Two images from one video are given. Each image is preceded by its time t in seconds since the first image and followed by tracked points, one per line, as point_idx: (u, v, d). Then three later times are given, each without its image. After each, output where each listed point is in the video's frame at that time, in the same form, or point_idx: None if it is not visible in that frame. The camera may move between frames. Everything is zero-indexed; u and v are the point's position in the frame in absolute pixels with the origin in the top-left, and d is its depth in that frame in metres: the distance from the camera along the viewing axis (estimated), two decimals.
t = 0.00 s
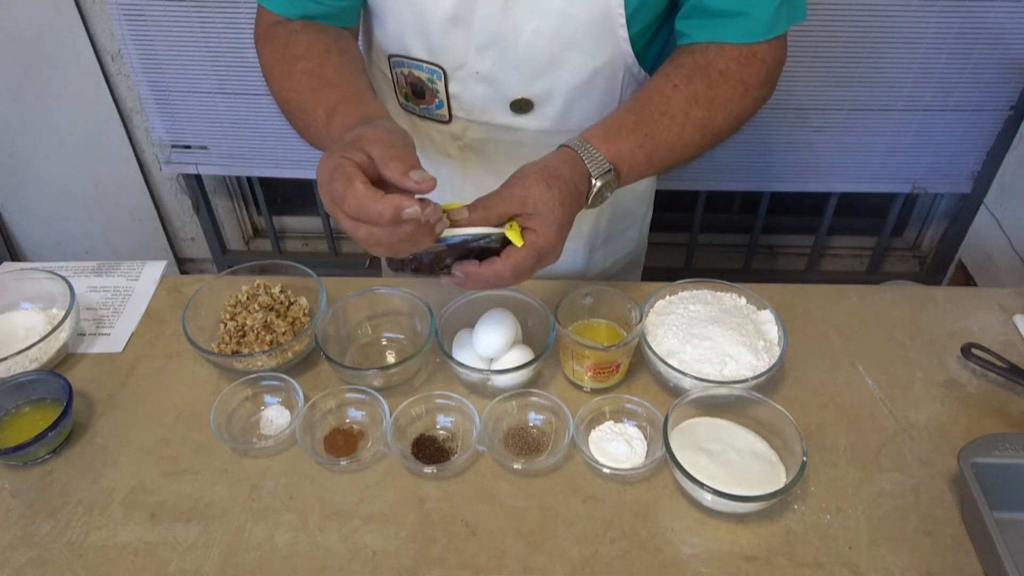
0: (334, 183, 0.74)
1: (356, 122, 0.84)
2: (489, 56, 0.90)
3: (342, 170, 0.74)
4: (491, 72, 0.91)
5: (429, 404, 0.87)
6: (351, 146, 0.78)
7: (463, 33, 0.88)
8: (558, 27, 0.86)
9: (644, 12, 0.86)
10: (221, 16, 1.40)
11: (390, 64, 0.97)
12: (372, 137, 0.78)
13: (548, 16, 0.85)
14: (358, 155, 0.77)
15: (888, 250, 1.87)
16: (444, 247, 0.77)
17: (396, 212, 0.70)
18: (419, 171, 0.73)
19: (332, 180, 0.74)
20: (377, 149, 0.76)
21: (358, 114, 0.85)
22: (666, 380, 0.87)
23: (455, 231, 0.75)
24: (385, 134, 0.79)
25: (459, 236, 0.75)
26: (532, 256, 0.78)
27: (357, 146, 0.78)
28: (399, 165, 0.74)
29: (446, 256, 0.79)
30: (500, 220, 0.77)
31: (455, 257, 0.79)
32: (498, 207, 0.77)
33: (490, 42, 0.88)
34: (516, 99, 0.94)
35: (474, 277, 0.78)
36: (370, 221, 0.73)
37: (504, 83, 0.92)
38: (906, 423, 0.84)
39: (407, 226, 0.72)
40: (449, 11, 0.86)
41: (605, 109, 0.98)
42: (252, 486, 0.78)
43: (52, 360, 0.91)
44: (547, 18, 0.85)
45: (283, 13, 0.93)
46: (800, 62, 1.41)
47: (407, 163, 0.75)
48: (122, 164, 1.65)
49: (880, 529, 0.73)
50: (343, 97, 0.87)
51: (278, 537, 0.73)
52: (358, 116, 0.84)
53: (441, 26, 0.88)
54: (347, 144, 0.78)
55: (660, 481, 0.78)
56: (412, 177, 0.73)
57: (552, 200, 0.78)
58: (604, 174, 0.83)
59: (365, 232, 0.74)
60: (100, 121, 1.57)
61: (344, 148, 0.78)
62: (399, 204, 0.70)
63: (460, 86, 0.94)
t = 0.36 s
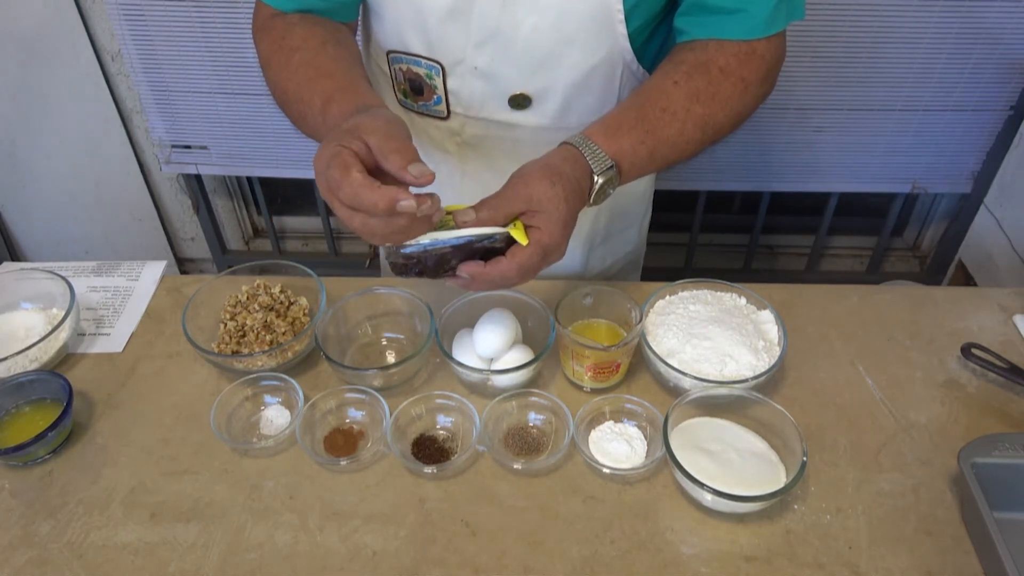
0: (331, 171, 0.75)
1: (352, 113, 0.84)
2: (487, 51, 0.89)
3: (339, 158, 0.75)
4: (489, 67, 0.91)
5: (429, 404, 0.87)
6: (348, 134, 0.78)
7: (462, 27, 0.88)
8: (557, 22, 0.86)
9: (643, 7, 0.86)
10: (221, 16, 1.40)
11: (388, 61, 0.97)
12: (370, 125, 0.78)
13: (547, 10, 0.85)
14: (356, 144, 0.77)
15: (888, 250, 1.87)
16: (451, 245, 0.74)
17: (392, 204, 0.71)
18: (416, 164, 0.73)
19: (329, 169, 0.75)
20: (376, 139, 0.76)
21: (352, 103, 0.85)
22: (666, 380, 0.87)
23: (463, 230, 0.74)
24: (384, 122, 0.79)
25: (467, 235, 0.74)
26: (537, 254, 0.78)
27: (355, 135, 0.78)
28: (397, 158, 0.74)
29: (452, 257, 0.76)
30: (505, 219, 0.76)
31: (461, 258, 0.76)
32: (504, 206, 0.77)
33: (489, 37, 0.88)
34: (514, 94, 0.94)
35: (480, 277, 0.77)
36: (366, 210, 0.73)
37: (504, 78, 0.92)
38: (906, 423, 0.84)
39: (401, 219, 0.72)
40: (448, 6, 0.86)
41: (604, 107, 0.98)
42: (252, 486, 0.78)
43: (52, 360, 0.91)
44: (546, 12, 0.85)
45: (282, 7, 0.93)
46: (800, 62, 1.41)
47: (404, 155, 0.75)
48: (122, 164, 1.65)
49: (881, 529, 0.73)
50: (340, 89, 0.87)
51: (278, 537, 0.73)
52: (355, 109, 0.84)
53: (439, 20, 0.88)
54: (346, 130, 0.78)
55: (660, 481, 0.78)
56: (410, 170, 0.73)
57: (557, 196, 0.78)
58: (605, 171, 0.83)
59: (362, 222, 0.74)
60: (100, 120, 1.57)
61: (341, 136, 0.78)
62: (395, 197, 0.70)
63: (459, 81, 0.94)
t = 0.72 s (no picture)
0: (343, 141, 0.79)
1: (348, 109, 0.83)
2: (489, 48, 0.89)
3: (350, 136, 0.79)
4: (491, 65, 0.91)
5: (429, 404, 0.87)
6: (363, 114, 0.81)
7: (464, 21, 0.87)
8: (559, 21, 0.85)
9: (646, 6, 0.87)
10: (221, 16, 1.40)
11: (389, 58, 0.97)
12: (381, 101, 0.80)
13: (550, 8, 0.84)
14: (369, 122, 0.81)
15: (888, 250, 1.87)
16: (489, 257, 0.73)
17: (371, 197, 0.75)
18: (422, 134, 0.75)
19: (339, 140, 0.79)
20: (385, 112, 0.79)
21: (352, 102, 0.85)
22: (666, 380, 0.87)
23: (498, 241, 0.73)
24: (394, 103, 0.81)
25: (505, 245, 0.73)
26: (578, 255, 0.77)
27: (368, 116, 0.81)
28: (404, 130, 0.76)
29: (489, 271, 0.74)
30: (538, 226, 0.76)
31: (497, 269, 0.75)
32: (537, 212, 0.76)
33: (491, 34, 0.88)
34: (516, 94, 0.93)
35: (521, 285, 0.75)
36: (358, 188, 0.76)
37: (505, 76, 0.92)
38: (906, 423, 0.84)
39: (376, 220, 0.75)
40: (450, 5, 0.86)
41: (606, 107, 0.97)
42: (252, 486, 0.78)
43: (52, 359, 0.91)
44: (549, 10, 0.84)
45: None
46: (800, 62, 1.41)
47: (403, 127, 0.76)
48: (122, 164, 1.65)
49: (881, 529, 0.73)
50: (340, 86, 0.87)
51: (278, 537, 0.73)
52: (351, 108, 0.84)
53: (442, 17, 0.88)
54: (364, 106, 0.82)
55: (659, 481, 0.78)
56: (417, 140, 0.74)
57: (588, 198, 0.78)
58: (634, 170, 0.83)
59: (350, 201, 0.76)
60: (101, 120, 1.57)
61: (354, 115, 0.81)
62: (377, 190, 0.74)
63: (460, 78, 0.94)
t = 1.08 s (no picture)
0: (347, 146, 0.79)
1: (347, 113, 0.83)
2: (489, 47, 0.89)
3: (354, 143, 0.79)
4: (490, 64, 0.91)
5: (429, 404, 0.87)
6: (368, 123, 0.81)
7: (463, 22, 0.87)
8: (560, 20, 0.85)
9: (644, 6, 0.87)
10: (221, 16, 1.40)
11: (389, 58, 0.97)
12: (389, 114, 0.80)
13: (550, 7, 0.84)
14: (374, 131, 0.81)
15: (888, 250, 1.87)
16: (490, 258, 0.73)
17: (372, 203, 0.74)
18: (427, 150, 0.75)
19: (342, 146, 0.79)
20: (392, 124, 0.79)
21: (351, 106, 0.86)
22: (665, 380, 0.87)
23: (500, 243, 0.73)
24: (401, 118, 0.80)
25: (506, 247, 0.73)
26: (578, 256, 0.77)
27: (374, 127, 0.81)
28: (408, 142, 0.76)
29: (489, 271, 0.75)
30: (542, 228, 0.76)
31: (498, 270, 0.75)
32: (541, 215, 0.75)
33: (491, 33, 0.88)
34: (515, 92, 0.93)
35: (521, 286, 0.75)
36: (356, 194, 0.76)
37: (505, 75, 0.92)
38: (906, 423, 0.84)
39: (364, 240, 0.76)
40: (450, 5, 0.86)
41: (606, 106, 0.97)
42: (252, 486, 0.78)
43: (53, 359, 0.91)
44: (549, 9, 0.84)
45: None
46: (800, 62, 1.41)
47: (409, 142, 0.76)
48: (122, 164, 1.65)
49: (881, 529, 0.73)
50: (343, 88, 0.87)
51: (278, 537, 0.73)
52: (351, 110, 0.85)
53: (441, 15, 0.88)
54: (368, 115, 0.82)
55: (660, 481, 0.78)
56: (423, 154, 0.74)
57: (588, 200, 0.78)
58: (632, 172, 0.83)
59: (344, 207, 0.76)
60: (100, 120, 1.57)
61: (358, 122, 0.81)
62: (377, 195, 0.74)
63: (459, 78, 0.94)
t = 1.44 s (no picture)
0: (360, 173, 0.76)
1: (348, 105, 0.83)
2: (489, 45, 0.89)
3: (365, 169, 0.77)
4: (491, 62, 0.91)
5: (429, 404, 0.87)
6: (367, 137, 0.80)
7: (464, 21, 0.88)
8: (560, 17, 0.86)
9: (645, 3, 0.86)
10: (221, 16, 1.40)
11: (389, 57, 0.97)
12: (387, 139, 0.81)
13: (550, 5, 0.85)
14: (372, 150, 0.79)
15: (888, 250, 1.87)
16: (507, 270, 0.73)
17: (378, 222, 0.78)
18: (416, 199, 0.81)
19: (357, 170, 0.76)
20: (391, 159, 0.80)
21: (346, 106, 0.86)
22: (667, 380, 0.87)
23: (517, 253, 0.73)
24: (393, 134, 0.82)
25: (523, 257, 0.73)
26: (594, 259, 0.77)
27: (368, 139, 0.80)
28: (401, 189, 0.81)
29: (507, 283, 0.74)
30: (558, 233, 0.76)
31: (516, 280, 0.75)
32: (556, 222, 0.76)
33: (492, 30, 0.88)
34: (515, 90, 0.93)
35: (540, 293, 0.75)
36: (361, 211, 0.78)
37: (506, 73, 0.92)
38: (906, 423, 0.84)
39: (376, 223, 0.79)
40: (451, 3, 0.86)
41: (606, 105, 0.97)
42: (252, 486, 0.78)
43: (53, 359, 0.92)
44: (549, 7, 0.85)
45: None
46: (800, 62, 1.41)
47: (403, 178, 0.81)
48: (122, 164, 1.65)
49: (881, 529, 0.73)
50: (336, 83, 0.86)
51: (278, 537, 0.73)
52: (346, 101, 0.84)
53: (442, 12, 0.88)
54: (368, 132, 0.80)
55: (659, 481, 0.78)
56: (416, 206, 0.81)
57: (600, 204, 0.78)
58: (642, 173, 0.84)
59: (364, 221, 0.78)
60: (100, 120, 1.57)
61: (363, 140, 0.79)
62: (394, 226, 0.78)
63: (460, 76, 0.94)
